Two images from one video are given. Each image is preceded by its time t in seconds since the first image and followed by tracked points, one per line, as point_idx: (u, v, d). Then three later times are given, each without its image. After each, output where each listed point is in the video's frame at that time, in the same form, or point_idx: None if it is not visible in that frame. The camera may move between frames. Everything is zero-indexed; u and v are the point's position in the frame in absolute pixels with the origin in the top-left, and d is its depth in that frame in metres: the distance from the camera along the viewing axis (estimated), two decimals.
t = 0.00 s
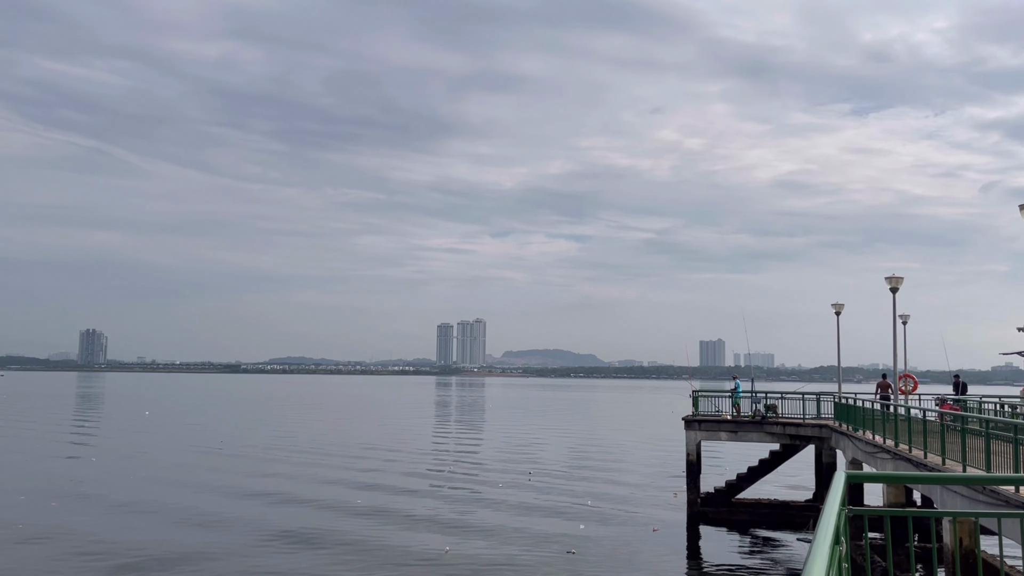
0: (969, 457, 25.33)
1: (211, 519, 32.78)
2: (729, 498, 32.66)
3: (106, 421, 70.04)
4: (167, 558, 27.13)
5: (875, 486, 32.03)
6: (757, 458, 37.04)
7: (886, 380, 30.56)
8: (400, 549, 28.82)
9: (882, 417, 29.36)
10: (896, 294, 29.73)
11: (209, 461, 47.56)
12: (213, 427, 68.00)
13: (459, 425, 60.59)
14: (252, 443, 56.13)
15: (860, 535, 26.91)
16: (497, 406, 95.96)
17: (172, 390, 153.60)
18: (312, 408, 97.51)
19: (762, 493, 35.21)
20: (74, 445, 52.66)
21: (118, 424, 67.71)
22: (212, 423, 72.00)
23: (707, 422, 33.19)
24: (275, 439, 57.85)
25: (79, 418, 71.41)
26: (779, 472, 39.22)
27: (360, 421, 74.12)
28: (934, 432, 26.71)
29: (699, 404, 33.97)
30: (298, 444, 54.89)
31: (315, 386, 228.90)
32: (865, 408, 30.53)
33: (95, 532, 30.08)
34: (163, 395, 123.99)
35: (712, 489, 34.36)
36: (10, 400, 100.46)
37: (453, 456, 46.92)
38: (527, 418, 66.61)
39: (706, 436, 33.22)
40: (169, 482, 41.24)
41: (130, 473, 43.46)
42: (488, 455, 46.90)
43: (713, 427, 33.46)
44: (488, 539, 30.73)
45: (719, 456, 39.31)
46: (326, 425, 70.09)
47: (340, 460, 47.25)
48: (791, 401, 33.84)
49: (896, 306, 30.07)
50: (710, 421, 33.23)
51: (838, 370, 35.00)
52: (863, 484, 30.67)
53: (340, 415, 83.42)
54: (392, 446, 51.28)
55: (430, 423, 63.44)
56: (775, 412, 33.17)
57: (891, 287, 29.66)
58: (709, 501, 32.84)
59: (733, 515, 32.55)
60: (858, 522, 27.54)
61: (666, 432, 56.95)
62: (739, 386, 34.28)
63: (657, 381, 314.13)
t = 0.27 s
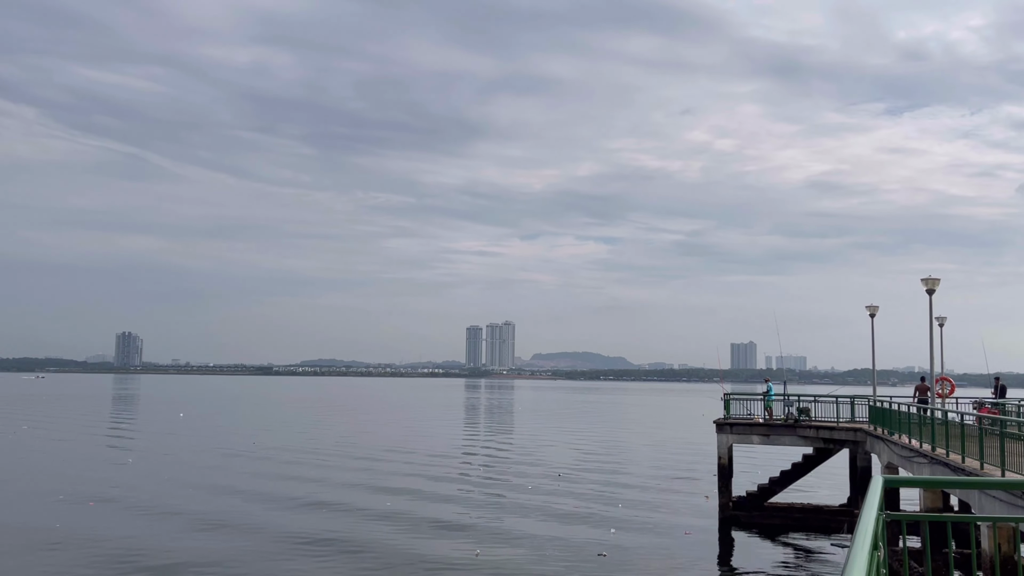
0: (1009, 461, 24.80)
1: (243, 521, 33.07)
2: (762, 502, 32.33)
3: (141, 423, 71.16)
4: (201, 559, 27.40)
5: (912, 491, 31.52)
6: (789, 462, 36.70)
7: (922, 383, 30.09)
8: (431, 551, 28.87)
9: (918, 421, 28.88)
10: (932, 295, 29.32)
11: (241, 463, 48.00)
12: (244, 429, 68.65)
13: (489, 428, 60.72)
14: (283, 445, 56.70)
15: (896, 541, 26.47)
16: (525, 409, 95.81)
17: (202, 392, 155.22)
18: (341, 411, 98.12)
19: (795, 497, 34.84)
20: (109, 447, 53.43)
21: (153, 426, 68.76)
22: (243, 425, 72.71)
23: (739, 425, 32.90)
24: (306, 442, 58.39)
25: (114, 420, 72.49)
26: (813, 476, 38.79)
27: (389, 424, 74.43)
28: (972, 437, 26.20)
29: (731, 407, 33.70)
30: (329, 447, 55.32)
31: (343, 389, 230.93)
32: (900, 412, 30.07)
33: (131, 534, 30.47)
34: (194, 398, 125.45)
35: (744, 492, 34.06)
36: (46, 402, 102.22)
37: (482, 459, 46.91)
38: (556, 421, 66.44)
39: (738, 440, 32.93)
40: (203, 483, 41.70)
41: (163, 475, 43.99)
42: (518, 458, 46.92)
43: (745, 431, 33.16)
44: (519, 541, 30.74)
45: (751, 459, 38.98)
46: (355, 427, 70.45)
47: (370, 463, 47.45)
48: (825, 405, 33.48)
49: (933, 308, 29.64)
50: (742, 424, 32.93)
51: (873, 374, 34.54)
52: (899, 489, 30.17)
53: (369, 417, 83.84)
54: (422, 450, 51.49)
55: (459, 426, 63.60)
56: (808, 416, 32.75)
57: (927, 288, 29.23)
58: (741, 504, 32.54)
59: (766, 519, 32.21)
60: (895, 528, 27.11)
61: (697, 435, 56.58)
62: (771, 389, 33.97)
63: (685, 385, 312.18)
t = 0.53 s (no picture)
0: None
1: (275, 524, 33.41)
2: (793, 506, 32.03)
3: (172, 425, 72.14)
4: (235, 563, 27.72)
5: (946, 496, 30.99)
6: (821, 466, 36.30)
7: (957, 386, 29.60)
8: (460, 554, 29.01)
9: (952, 425, 28.39)
10: (967, 298, 28.85)
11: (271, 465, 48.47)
12: (273, 431, 69.31)
13: (516, 431, 60.76)
14: (312, 447, 57.16)
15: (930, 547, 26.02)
16: (550, 411, 95.68)
17: (230, 394, 156.80)
18: (367, 413, 98.69)
19: (827, 502, 34.46)
20: (141, 449, 54.21)
21: (184, 428, 69.67)
22: (273, 427, 73.38)
23: (769, 429, 32.61)
24: (335, 444, 58.81)
25: (145, 422, 73.51)
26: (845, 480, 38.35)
27: (416, 426, 74.76)
28: (1008, 441, 25.69)
29: (760, 411, 33.41)
30: (357, 449, 55.66)
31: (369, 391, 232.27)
32: (934, 416, 29.60)
33: (166, 536, 30.90)
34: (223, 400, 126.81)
35: (774, 496, 33.75)
36: (79, 403, 103.90)
37: (509, 463, 46.95)
38: (582, 424, 66.34)
39: (767, 443, 32.65)
40: (234, 485, 42.17)
41: (195, 477, 44.54)
42: (546, 460, 46.88)
43: (775, 434, 32.85)
44: (547, 544, 30.70)
45: (781, 463, 38.63)
46: (383, 429, 70.82)
47: (398, 465, 47.68)
48: (857, 408, 33.08)
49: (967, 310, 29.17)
50: (772, 427, 32.63)
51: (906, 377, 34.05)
52: (933, 494, 29.68)
53: (395, 419, 84.28)
54: (450, 452, 51.64)
55: (486, 429, 63.69)
56: (840, 419, 32.40)
57: (962, 290, 28.78)
58: (771, 508, 32.24)
59: (797, 523, 31.91)
60: (929, 533, 26.65)
61: (726, 438, 56.15)
62: (802, 392, 33.63)
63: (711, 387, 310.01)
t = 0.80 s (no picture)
0: None
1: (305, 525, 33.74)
2: (823, 510, 31.73)
3: (202, 427, 73.02)
4: (265, 564, 28.03)
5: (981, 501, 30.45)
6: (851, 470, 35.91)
7: (991, 389, 29.09)
8: (489, 555, 29.10)
9: (987, 429, 27.84)
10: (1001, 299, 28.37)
11: (299, 466, 48.94)
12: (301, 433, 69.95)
13: (542, 433, 60.74)
14: (340, 449, 57.56)
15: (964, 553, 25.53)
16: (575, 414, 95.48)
17: (259, 397, 158.27)
18: (393, 415, 99.15)
19: (858, 506, 34.08)
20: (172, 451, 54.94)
21: (214, 430, 70.49)
22: (300, 429, 74.05)
23: (798, 432, 32.29)
24: (362, 446, 59.19)
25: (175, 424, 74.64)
26: (877, 485, 37.88)
27: (442, 428, 75.02)
28: None
29: (790, 413, 33.11)
30: (384, 450, 55.97)
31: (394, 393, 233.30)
32: (968, 420, 29.09)
33: (196, 538, 31.21)
34: (251, 402, 128.11)
35: (804, 500, 33.44)
36: (111, 405, 105.58)
37: (536, 465, 46.99)
38: (609, 426, 66.25)
39: (797, 447, 32.33)
40: (263, 487, 42.62)
41: (224, 478, 45.03)
42: (572, 463, 46.80)
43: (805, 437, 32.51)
44: (574, 546, 30.62)
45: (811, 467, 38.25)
46: (409, 432, 71.18)
47: (425, 467, 47.85)
48: (888, 411, 32.67)
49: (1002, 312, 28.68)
50: (802, 430, 32.30)
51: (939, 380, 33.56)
52: (967, 498, 29.19)
53: (421, 421, 84.74)
54: (476, 454, 51.75)
55: (513, 432, 63.75)
56: (871, 423, 32.00)
57: (996, 291, 28.31)
58: (801, 512, 31.95)
59: (827, 527, 31.63)
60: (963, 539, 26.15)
61: (754, 442, 55.67)
62: (832, 395, 33.27)
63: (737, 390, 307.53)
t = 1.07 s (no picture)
0: None
1: (333, 527, 33.97)
2: (855, 514, 31.43)
3: (231, 429, 73.82)
4: (294, 566, 28.27)
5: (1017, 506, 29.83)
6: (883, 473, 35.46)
7: None
8: (517, 560, 29.04)
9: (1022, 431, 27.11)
10: None
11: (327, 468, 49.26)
12: (329, 434, 70.53)
13: (569, 436, 60.64)
14: (367, 451, 57.88)
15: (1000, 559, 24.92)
16: (601, 416, 95.20)
17: (287, 398, 159.62)
18: (419, 417, 99.52)
19: (890, 510, 33.64)
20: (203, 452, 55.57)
21: (243, 432, 71.21)
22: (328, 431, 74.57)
23: (829, 435, 31.92)
24: (389, 448, 59.46)
25: (205, 426, 75.61)
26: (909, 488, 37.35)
27: (468, 430, 75.22)
28: None
29: (820, 416, 32.75)
30: (411, 452, 56.20)
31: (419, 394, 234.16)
32: (1004, 422, 28.43)
33: (226, 540, 31.55)
34: (278, 403, 129.39)
35: (835, 503, 33.10)
36: (143, 406, 107.09)
37: (563, 467, 46.92)
38: (636, 428, 66.00)
39: (828, 449, 31.97)
40: (292, 488, 42.99)
41: (254, 480, 45.42)
42: (600, 465, 46.65)
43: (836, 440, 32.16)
44: (601, 550, 30.46)
45: (842, 470, 37.81)
46: (435, 433, 71.48)
47: (451, 469, 47.95)
48: (921, 414, 32.19)
49: None
50: (832, 433, 31.94)
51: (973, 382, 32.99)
52: (1003, 503, 28.60)
53: (447, 423, 84.93)
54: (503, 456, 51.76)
55: (539, 434, 63.67)
56: (904, 425, 31.53)
57: None
58: (832, 516, 31.65)
59: (859, 531, 31.34)
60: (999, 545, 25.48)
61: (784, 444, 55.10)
62: (864, 397, 32.85)
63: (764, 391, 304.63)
